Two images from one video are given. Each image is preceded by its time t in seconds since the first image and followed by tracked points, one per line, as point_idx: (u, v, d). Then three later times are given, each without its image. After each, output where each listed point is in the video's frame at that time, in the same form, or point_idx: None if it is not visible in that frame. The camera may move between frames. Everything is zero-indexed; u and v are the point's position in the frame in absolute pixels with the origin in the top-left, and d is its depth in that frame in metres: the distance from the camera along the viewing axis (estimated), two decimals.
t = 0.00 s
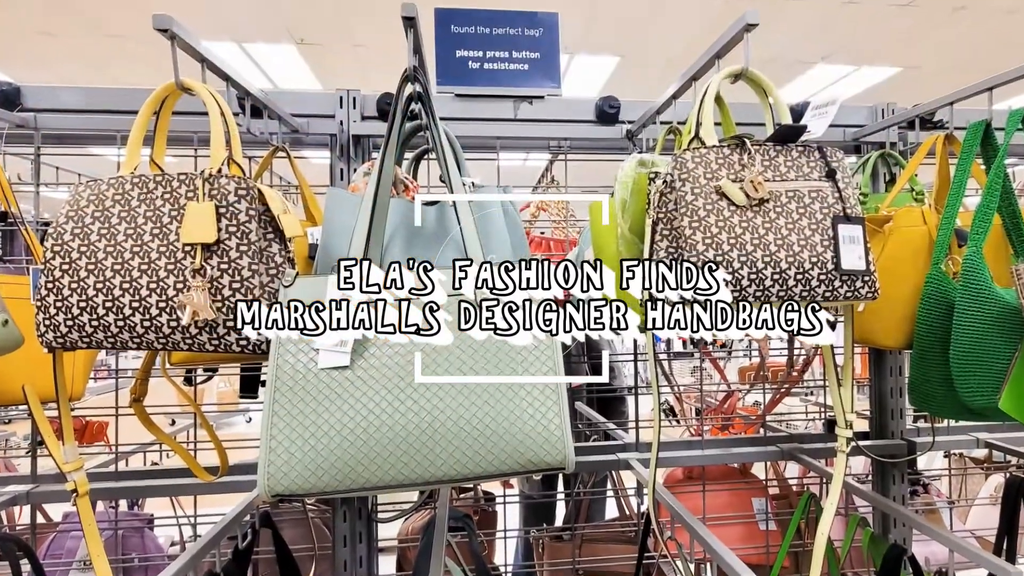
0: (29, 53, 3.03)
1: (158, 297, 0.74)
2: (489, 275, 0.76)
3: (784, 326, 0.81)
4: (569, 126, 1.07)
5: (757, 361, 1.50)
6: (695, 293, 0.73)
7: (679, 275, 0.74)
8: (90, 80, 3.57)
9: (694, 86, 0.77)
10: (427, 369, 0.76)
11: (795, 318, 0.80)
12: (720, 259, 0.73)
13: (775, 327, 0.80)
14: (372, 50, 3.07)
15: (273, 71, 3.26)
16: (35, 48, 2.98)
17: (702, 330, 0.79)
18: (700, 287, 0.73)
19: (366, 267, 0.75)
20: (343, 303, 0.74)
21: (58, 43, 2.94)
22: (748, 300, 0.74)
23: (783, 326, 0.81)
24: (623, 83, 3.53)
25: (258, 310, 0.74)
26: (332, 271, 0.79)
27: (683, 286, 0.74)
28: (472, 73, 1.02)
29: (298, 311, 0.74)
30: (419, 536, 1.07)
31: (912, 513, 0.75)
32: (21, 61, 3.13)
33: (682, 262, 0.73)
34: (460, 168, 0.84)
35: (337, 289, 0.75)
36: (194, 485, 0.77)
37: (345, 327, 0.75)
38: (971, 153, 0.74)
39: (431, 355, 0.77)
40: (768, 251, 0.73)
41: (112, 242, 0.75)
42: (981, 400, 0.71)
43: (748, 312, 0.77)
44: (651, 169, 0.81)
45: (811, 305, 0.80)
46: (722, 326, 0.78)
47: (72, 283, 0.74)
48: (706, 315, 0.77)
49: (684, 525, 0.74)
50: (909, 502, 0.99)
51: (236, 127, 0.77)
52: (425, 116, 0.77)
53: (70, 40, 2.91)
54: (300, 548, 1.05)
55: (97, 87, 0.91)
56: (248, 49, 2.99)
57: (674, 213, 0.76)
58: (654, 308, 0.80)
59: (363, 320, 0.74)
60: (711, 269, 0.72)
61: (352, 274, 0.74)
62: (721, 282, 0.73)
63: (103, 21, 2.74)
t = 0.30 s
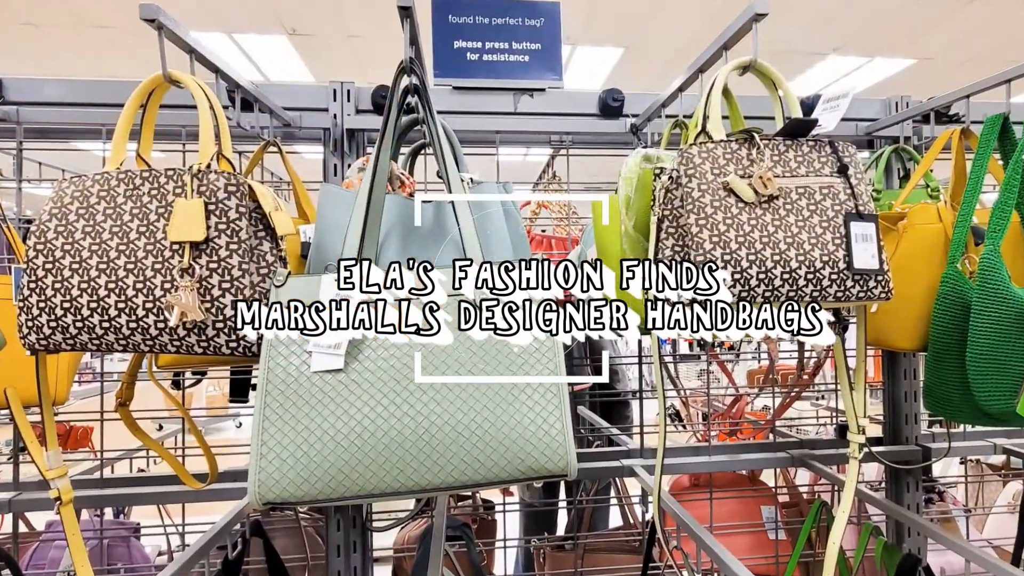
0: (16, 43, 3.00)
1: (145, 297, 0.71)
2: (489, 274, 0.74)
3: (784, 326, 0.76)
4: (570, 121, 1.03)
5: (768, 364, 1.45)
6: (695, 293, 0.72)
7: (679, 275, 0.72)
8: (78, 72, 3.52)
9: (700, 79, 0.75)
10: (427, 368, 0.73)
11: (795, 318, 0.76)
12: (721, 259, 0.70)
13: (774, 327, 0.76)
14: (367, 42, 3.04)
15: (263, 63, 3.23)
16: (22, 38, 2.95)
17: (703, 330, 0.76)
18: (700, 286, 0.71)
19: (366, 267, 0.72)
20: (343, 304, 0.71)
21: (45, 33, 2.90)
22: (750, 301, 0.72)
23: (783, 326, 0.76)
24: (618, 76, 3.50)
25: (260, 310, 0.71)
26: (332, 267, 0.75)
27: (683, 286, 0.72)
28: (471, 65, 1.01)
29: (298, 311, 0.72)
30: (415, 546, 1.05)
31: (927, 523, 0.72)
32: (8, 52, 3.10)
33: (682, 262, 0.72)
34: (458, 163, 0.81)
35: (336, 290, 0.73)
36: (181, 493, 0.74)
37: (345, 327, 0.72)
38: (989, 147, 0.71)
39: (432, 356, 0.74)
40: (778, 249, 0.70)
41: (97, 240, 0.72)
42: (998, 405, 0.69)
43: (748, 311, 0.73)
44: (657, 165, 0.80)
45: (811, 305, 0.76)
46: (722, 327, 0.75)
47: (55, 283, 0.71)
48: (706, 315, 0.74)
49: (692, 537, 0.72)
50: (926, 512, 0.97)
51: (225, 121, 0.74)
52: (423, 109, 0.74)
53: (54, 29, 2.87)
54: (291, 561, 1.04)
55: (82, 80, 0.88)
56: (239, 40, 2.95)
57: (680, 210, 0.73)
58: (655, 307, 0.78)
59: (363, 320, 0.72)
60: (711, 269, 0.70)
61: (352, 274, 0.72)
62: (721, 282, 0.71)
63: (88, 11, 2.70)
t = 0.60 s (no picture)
0: (4, 34, 2.98)
1: (131, 297, 0.68)
2: (489, 274, 0.71)
3: (784, 326, 0.73)
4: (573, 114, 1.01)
5: (776, 368, 1.45)
6: (695, 293, 0.70)
7: (679, 275, 0.71)
8: (70, 65, 3.50)
9: (707, 70, 0.72)
10: (427, 367, 0.71)
11: (795, 317, 0.72)
12: (721, 258, 0.68)
13: (773, 327, 0.71)
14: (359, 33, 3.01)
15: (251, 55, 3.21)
16: (9, 28, 2.93)
17: (703, 330, 0.72)
18: (700, 287, 0.69)
19: (366, 267, 0.70)
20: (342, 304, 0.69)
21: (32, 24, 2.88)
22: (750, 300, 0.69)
23: (783, 326, 0.72)
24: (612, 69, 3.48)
25: (259, 309, 0.69)
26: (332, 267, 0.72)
27: (683, 285, 0.71)
28: (468, 56, 0.98)
29: (298, 311, 0.69)
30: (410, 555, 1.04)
31: (944, 533, 0.70)
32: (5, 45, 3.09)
33: (682, 261, 0.71)
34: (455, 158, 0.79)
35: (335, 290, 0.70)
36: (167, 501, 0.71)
37: (346, 327, 0.70)
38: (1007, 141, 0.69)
39: (433, 356, 0.71)
40: (788, 248, 0.68)
41: (80, 238, 0.69)
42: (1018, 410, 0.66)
43: (749, 311, 0.70)
44: (662, 160, 0.78)
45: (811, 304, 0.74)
46: (721, 327, 0.71)
47: (37, 282, 0.68)
48: (706, 315, 0.70)
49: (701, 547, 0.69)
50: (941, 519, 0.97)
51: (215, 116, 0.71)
52: (420, 102, 0.71)
53: (32, 19, 2.84)
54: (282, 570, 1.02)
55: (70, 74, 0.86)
56: (227, 30, 2.92)
57: (686, 208, 0.71)
58: (654, 307, 0.75)
59: (363, 320, 0.70)
60: (711, 269, 0.68)
61: (352, 274, 0.69)
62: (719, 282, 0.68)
63: (70, 0, 2.69)
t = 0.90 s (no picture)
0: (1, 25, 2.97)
1: (116, 297, 0.66)
2: (489, 274, 0.69)
3: (784, 326, 0.71)
4: (577, 109, 1.00)
5: (786, 370, 1.40)
6: (695, 293, 0.68)
7: (679, 275, 0.69)
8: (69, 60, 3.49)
9: (716, 62, 0.70)
10: (428, 365, 0.69)
11: (795, 318, 0.70)
12: (720, 257, 0.65)
13: (774, 327, 0.70)
14: (348, 21, 2.98)
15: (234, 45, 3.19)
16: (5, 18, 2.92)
17: (703, 330, 0.71)
18: (700, 287, 0.67)
19: (366, 266, 0.68)
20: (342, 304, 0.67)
21: (17, 12, 2.86)
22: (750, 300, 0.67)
23: (782, 326, 0.71)
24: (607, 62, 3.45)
25: (259, 309, 0.67)
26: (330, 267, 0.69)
27: (683, 286, 0.69)
28: (467, 47, 0.95)
29: (298, 311, 0.67)
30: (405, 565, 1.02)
31: (963, 542, 0.68)
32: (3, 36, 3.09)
33: (682, 261, 0.69)
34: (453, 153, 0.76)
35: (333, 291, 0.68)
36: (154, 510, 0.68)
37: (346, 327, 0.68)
38: None
39: (433, 357, 0.69)
40: (800, 246, 0.65)
41: (63, 236, 0.66)
42: None
43: (749, 311, 0.68)
44: (667, 156, 0.75)
45: (811, 304, 0.72)
46: (722, 327, 0.70)
47: (17, 282, 0.66)
48: (706, 315, 0.69)
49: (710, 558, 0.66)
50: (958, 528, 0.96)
51: (203, 106, 0.69)
52: (417, 95, 0.69)
53: (15, 7, 2.81)
54: None
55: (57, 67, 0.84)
56: (213, 18, 2.88)
57: (693, 204, 0.68)
58: (654, 307, 0.73)
59: (363, 320, 0.68)
60: (711, 268, 0.66)
61: (352, 274, 0.67)
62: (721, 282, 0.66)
63: None
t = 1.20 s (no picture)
0: None
1: (99, 297, 0.63)
2: (489, 274, 0.66)
3: (783, 326, 0.69)
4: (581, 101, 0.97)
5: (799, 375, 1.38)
6: (696, 293, 0.66)
7: (679, 275, 0.68)
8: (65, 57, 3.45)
9: (725, 52, 0.67)
10: (427, 366, 0.66)
11: (795, 317, 0.68)
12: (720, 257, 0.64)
13: (774, 327, 0.68)
14: (341, 10, 2.95)
15: (226, 32, 3.13)
16: None
17: (704, 331, 0.69)
18: (700, 287, 0.66)
19: (367, 266, 0.66)
20: (343, 304, 0.65)
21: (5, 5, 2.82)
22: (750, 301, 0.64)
23: (782, 326, 0.69)
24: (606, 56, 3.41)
25: (259, 309, 0.64)
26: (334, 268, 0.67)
27: (683, 286, 0.67)
28: (466, 36, 0.95)
29: (298, 310, 0.64)
30: None
31: (982, 553, 0.66)
32: None
33: (682, 261, 0.67)
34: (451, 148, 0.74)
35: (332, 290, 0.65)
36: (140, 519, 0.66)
37: (346, 327, 0.65)
38: None
39: (432, 358, 0.66)
40: (812, 245, 0.62)
41: (43, 234, 0.64)
42: None
43: (749, 311, 0.66)
44: (675, 151, 0.73)
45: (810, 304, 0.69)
46: (722, 327, 0.68)
47: None
48: (706, 315, 0.67)
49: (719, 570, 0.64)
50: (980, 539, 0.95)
51: (189, 98, 0.66)
52: (413, 88, 0.66)
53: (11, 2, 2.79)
54: None
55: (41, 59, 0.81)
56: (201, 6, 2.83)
57: (701, 200, 0.66)
58: (654, 306, 0.72)
59: (363, 320, 0.66)
60: (712, 269, 0.65)
61: (352, 274, 0.66)
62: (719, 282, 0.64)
63: None
